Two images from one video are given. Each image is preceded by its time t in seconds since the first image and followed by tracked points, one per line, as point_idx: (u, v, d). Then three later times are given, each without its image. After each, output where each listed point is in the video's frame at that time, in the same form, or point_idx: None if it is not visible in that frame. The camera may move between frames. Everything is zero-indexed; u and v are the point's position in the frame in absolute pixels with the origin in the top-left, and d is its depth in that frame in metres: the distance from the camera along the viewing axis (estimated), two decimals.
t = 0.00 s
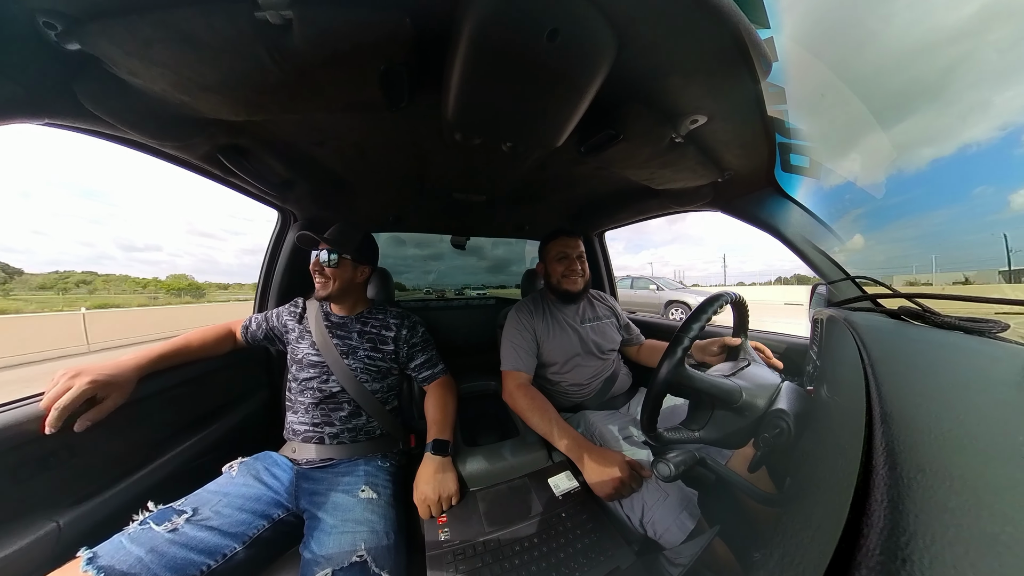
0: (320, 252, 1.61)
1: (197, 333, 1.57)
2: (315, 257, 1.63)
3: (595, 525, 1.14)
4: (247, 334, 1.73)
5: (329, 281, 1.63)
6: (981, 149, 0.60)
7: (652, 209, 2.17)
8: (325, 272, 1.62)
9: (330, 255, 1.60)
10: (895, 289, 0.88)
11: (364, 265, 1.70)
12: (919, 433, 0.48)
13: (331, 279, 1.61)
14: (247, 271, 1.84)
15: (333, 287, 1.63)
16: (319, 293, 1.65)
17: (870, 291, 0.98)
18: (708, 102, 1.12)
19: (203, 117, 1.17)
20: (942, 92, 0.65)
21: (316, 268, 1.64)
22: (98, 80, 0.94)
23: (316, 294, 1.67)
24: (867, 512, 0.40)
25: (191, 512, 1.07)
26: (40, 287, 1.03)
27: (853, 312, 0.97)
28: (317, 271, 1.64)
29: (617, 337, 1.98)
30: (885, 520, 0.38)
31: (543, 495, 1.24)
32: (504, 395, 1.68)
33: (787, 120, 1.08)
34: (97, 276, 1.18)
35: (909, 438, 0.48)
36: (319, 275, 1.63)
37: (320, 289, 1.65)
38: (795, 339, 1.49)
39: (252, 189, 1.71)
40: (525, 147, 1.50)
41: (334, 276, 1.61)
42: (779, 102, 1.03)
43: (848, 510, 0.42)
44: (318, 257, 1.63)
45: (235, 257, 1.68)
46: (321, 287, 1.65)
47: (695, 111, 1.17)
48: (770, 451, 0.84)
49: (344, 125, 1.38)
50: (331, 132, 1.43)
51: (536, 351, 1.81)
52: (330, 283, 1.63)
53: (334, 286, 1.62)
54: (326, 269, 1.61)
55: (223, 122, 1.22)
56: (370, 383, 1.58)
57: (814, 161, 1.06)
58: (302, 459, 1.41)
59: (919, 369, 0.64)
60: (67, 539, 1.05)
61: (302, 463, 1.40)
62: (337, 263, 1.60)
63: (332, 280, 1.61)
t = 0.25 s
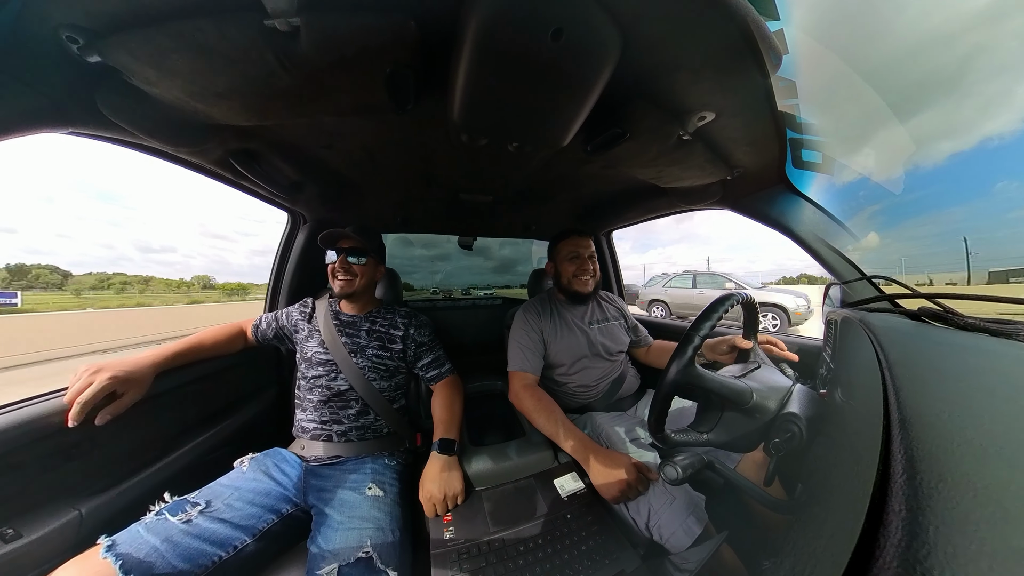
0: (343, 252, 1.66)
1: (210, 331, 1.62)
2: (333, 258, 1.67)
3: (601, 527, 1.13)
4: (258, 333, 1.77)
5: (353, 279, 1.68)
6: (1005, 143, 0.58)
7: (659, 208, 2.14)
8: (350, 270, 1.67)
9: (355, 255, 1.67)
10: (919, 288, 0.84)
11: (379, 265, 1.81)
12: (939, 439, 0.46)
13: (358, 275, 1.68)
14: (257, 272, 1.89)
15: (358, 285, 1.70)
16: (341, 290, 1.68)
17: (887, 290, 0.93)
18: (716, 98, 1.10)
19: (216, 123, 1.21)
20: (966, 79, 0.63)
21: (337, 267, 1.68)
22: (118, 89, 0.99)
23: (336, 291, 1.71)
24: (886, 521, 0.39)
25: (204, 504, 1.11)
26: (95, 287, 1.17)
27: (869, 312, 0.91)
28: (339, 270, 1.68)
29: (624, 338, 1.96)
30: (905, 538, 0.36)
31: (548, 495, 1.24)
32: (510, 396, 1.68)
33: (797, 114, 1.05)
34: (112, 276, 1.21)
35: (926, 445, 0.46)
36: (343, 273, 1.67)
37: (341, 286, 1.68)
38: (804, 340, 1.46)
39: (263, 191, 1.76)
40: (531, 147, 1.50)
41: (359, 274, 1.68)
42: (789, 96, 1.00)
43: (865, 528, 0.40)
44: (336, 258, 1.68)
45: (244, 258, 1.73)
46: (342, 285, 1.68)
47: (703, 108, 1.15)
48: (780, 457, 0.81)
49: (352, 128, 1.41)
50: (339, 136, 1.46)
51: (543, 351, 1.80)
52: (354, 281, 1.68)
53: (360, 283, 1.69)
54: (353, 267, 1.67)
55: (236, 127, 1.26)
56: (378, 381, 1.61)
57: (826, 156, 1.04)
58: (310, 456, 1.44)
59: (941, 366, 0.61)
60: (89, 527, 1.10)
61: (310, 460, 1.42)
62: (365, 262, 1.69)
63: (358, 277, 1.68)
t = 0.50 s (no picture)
0: (357, 253, 1.69)
1: (222, 330, 1.68)
2: (346, 259, 1.70)
3: (606, 529, 1.12)
4: (269, 332, 1.82)
5: (366, 279, 1.71)
6: None
7: (668, 206, 2.11)
8: (363, 270, 1.70)
9: (370, 256, 1.71)
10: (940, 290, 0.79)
11: (390, 267, 1.85)
12: (965, 449, 0.43)
13: (371, 276, 1.71)
14: (267, 272, 1.94)
15: (371, 284, 1.73)
16: (354, 288, 1.71)
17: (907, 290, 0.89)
18: (725, 93, 1.08)
19: (229, 127, 1.24)
20: (989, 65, 0.60)
21: (350, 267, 1.71)
22: (138, 96, 1.03)
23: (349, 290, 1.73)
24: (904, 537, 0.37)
25: (217, 496, 1.16)
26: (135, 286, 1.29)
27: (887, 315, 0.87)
28: (352, 270, 1.71)
29: (632, 338, 1.94)
30: (923, 550, 0.35)
31: (554, 496, 1.23)
32: (516, 396, 1.67)
33: (810, 109, 1.03)
34: (130, 276, 1.25)
35: (949, 454, 0.43)
36: (356, 273, 1.70)
37: (354, 285, 1.71)
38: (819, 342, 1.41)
39: (273, 193, 1.81)
40: (538, 147, 1.49)
41: (373, 274, 1.72)
42: (801, 90, 0.98)
43: (882, 538, 0.39)
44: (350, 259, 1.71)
45: (253, 259, 1.78)
46: (354, 284, 1.71)
47: (711, 104, 1.13)
48: (791, 462, 0.79)
49: (360, 130, 1.44)
50: (348, 139, 1.49)
51: (550, 351, 1.80)
52: (367, 281, 1.72)
53: (372, 282, 1.72)
54: (367, 267, 1.71)
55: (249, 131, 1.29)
56: (386, 380, 1.63)
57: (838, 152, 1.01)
58: (318, 453, 1.46)
59: (969, 366, 0.57)
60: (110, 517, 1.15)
61: (319, 456, 1.45)
62: (378, 263, 1.73)
63: (371, 277, 1.71)
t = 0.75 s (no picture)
0: (369, 253, 1.71)
1: (234, 329, 1.74)
2: (357, 259, 1.72)
3: (611, 531, 1.11)
4: (280, 330, 1.87)
5: (377, 279, 1.74)
6: None
7: (677, 205, 2.08)
8: (375, 270, 1.73)
9: (381, 257, 1.73)
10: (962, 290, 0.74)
11: (399, 268, 1.88)
12: (990, 457, 0.40)
13: (382, 275, 1.74)
14: (277, 272, 1.99)
15: (382, 283, 1.76)
16: (365, 287, 1.74)
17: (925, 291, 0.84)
18: (734, 89, 1.05)
19: (242, 132, 1.28)
20: (1018, 52, 0.57)
21: (361, 266, 1.74)
22: (155, 103, 1.08)
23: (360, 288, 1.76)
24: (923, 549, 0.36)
25: (229, 490, 1.20)
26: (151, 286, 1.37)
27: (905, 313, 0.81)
28: (363, 269, 1.74)
29: (640, 339, 1.92)
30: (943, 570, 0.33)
31: (559, 497, 1.22)
32: (523, 396, 1.67)
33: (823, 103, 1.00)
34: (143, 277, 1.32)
35: (973, 462, 0.40)
36: (367, 272, 1.73)
37: (365, 283, 1.74)
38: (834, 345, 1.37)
39: (284, 195, 1.87)
40: (543, 147, 1.49)
41: (384, 273, 1.75)
42: (813, 84, 0.96)
43: (899, 554, 0.37)
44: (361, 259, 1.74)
45: (263, 259, 1.83)
46: (365, 283, 1.74)
47: (720, 101, 1.11)
48: (802, 467, 0.76)
49: (367, 133, 1.46)
50: (355, 141, 1.52)
51: (556, 352, 1.79)
52: (378, 280, 1.74)
53: (383, 281, 1.75)
54: (378, 267, 1.74)
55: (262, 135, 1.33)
56: (394, 378, 1.66)
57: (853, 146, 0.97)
58: (326, 449, 1.49)
59: (995, 361, 0.53)
60: (128, 506, 1.20)
61: (326, 453, 1.48)
62: (389, 263, 1.76)
63: (382, 276, 1.74)
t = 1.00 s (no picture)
0: (375, 253, 1.73)
1: (241, 328, 1.77)
2: (363, 258, 1.74)
3: (613, 532, 1.11)
4: (286, 329, 1.89)
5: (383, 278, 1.76)
6: None
7: (681, 204, 2.06)
8: (381, 269, 1.74)
9: (387, 256, 1.75)
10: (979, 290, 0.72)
11: (404, 268, 1.89)
12: (1003, 460, 0.39)
13: (388, 274, 1.76)
14: (283, 272, 2.02)
15: (388, 282, 1.78)
16: (371, 286, 1.75)
17: (935, 291, 0.82)
18: (738, 87, 1.04)
19: (247, 134, 1.29)
20: None
21: (367, 265, 1.75)
22: (163, 107, 1.09)
23: (365, 287, 1.77)
24: (931, 550, 0.35)
25: (234, 485, 1.22)
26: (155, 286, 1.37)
27: (913, 314, 0.79)
28: (368, 268, 1.75)
29: (644, 339, 1.91)
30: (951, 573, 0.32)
31: (561, 497, 1.22)
32: (526, 396, 1.66)
33: (830, 100, 0.99)
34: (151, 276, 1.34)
35: (984, 465, 0.39)
36: (373, 271, 1.74)
37: (371, 283, 1.75)
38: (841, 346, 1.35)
39: (289, 196, 1.89)
40: (546, 147, 1.48)
41: (389, 273, 1.76)
42: (819, 80, 0.94)
43: (905, 557, 0.37)
44: (367, 258, 1.75)
45: (268, 260, 1.85)
46: (371, 282, 1.75)
47: (724, 99, 1.09)
48: (807, 471, 0.75)
49: (370, 133, 1.47)
50: (359, 142, 1.53)
51: (559, 352, 1.78)
52: (384, 279, 1.76)
53: (389, 280, 1.77)
54: (384, 266, 1.75)
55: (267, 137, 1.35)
56: (397, 378, 1.67)
57: (863, 143, 0.96)
58: (331, 447, 1.51)
59: (1010, 362, 0.51)
60: (137, 502, 1.23)
61: (331, 451, 1.50)
62: (395, 263, 1.78)
63: (388, 275, 1.76)
